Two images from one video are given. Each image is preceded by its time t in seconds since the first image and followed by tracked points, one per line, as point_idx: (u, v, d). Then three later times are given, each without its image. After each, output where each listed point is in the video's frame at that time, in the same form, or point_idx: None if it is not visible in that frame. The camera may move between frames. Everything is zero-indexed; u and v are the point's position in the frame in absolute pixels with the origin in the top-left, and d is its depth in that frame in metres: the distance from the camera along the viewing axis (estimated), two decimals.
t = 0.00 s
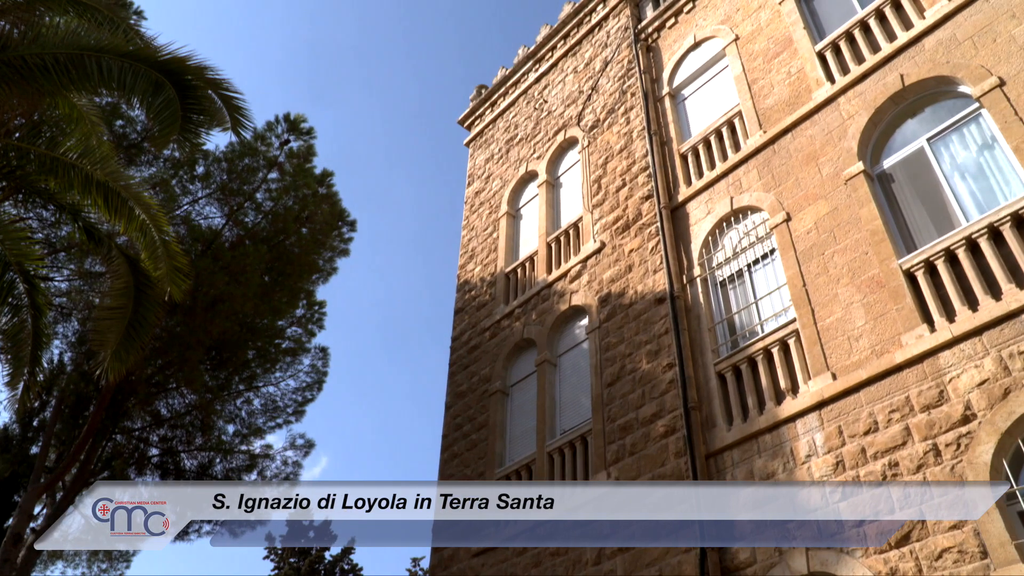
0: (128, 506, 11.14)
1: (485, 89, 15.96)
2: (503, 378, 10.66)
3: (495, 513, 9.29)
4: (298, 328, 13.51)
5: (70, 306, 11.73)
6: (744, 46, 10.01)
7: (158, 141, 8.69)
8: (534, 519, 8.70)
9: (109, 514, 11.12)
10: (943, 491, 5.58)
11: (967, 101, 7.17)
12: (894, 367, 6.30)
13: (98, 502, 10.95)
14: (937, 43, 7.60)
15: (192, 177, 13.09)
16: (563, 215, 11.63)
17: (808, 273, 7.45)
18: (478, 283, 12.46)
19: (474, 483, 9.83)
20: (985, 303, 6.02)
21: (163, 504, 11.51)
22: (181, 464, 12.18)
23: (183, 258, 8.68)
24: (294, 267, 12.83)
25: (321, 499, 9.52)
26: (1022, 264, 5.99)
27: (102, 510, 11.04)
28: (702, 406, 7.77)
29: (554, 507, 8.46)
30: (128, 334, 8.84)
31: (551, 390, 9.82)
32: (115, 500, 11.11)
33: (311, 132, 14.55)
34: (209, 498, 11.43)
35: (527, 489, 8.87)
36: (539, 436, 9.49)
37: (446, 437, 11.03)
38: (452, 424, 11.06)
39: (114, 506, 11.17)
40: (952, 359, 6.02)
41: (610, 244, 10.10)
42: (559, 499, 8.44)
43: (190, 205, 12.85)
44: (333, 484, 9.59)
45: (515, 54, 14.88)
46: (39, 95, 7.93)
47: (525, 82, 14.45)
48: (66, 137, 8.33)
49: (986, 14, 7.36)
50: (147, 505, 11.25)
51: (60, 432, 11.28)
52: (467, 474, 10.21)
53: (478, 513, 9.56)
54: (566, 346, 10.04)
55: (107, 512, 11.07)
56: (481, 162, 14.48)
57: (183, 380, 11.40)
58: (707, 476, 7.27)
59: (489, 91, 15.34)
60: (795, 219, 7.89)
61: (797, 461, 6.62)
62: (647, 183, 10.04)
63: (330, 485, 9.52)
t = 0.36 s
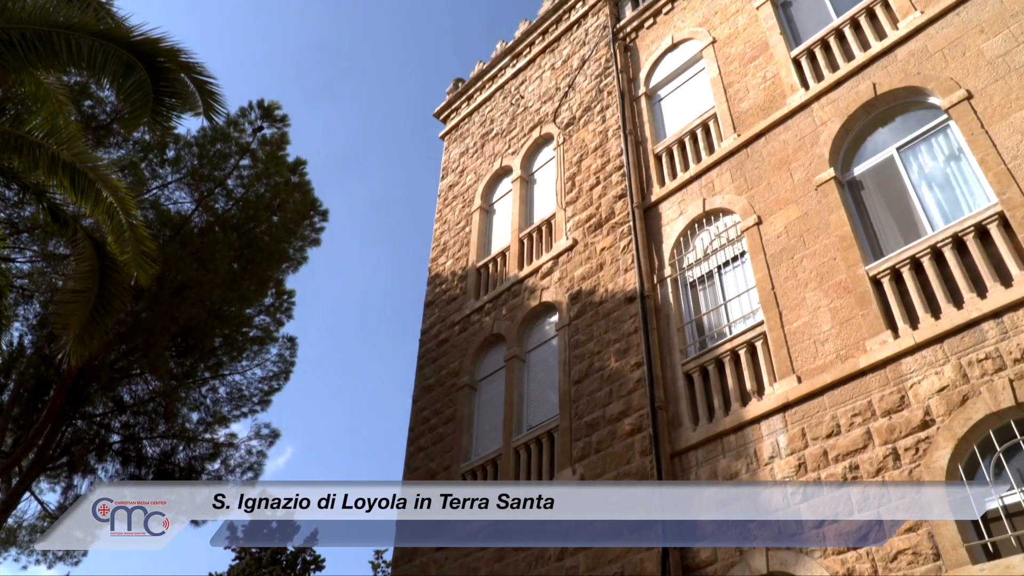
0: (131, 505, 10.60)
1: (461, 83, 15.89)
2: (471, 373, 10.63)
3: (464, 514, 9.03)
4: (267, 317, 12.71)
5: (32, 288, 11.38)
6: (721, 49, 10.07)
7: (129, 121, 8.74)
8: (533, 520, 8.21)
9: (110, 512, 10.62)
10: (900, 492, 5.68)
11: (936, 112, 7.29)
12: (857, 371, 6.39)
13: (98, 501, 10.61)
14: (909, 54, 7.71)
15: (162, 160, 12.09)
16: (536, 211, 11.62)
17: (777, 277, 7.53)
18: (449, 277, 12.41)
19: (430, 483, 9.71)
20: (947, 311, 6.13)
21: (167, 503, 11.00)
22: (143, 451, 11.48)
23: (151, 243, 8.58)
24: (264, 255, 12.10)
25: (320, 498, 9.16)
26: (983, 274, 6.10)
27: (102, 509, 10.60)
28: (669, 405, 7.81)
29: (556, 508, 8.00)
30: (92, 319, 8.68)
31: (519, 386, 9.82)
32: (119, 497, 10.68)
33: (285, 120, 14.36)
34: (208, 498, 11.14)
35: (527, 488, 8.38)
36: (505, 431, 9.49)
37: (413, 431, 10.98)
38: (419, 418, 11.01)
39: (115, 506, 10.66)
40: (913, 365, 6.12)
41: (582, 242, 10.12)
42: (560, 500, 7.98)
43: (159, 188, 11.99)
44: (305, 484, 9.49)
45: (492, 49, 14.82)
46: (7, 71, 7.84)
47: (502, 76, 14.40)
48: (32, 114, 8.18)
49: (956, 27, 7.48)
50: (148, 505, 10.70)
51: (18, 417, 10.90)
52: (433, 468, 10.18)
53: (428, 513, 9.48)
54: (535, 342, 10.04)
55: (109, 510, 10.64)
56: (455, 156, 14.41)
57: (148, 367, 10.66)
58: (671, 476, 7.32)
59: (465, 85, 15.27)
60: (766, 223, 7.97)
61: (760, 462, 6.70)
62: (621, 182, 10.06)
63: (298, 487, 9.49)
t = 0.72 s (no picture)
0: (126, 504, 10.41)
1: (441, 74, 15.80)
2: (443, 365, 10.61)
3: (451, 515, 8.67)
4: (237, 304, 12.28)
5: None
6: (701, 50, 10.12)
7: (104, 100, 9.10)
8: (532, 521, 7.90)
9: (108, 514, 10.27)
10: (862, 493, 5.79)
11: (909, 121, 7.41)
12: (825, 374, 6.48)
13: (98, 503, 10.32)
14: (884, 62, 7.81)
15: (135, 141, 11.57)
16: (512, 205, 11.62)
17: (749, 278, 7.61)
18: (423, 268, 12.36)
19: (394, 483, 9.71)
20: (913, 317, 6.24)
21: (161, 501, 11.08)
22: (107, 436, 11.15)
23: (120, 226, 8.40)
24: (237, 242, 11.69)
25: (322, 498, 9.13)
26: (950, 282, 6.21)
27: (104, 511, 10.24)
28: (639, 402, 7.86)
29: (556, 509, 7.73)
30: (58, 301, 8.51)
31: (490, 379, 9.81)
32: (121, 499, 10.43)
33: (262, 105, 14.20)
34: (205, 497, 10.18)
35: (527, 487, 8.10)
36: (475, 424, 9.48)
37: (382, 421, 10.93)
38: (389, 408, 10.95)
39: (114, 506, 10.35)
40: (879, 369, 6.22)
41: (557, 237, 10.13)
42: (561, 500, 7.70)
43: (130, 170, 11.40)
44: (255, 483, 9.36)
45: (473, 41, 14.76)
46: None
47: (482, 69, 14.35)
48: None
49: (931, 38, 7.59)
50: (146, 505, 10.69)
51: None
52: (401, 459, 10.15)
53: (403, 512, 9.35)
54: (507, 336, 10.04)
55: (109, 512, 10.28)
56: (433, 147, 14.34)
57: (115, 351, 10.40)
58: (639, 473, 7.37)
59: (445, 76, 15.19)
60: (739, 224, 8.04)
61: (727, 461, 6.77)
62: (598, 178, 10.08)
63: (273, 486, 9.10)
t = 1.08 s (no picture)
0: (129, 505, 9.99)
1: (421, 64, 15.69)
2: (415, 355, 10.57)
3: (450, 514, 8.27)
4: (209, 288, 11.79)
5: None
6: (682, 48, 10.15)
7: (73, 79, 9.03)
8: (533, 521, 7.60)
9: (108, 515, 9.85)
10: (827, 492, 5.86)
11: (883, 125, 7.50)
12: (794, 373, 6.55)
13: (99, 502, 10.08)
14: (862, 66, 7.89)
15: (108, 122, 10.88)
16: (490, 197, 11.58)
17: (723, 276, 7.66)
18: (398, 258, 12.29)
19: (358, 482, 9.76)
20: (882, 319, 6.32)
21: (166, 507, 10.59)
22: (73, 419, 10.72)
23: (91, 207, 8.27)
24: (211, 227, 11.22)
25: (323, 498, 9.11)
26: (919, 285, 6.30)
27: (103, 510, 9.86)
28: (610, 397, 7.90)
29: (556, 509, 7.42)
30: (24, 282, 8.31)
31: (463, 371, 9.79)
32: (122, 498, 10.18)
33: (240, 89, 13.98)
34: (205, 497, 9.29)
35: (527, 486, 7.79)
36: (446, 415, 9.46)
37: (353, 410, 10.85)
38: (360, 397, 10.89)
39: (114, 507, 9.96)
40: (848, 369, 6.29)
41: (533, 231, 10.12)
42: (562, 500, 7.39)
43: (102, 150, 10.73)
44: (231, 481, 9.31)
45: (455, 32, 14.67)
46: None
47: (463, 60, 14.26)
48: None
49: (907, 44, 7.67)
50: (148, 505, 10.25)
51: None
52: (371, 449, 10.10)
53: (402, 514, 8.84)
54: (481, 328, 10.02)
55: (109, 511, 9.91)
56: (411, 137, 14.24)
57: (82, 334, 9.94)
58: (609, 467, 7.40)
59: (425, 66, 15.08)
60: (715, 223, 8.08)
61: (696, 457, 6.82)
62: (576, 173, 10.07)
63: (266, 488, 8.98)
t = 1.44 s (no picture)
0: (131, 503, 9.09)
1: (402, 51, 15.57)
2: (389, 343, 10.52)
3: (450, 514, 7.96)
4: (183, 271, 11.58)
5: None
6: (664, 44, 10.18)
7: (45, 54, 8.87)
8: (529, 524, 7.35)
9: (107, 515, 8.97)
10: (794, 489, 5.94)
11: (860, 127, 7.59)
12: (766, 371, 6.62)
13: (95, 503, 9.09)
14: (840, 69, 7.96)
15: (82, 100, 10.65)
16: (468, 187, 11.55)
17: (698, 273, 7.71)
18: (375, 246, 12.22)
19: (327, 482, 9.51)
20: (853, 319, 6.41)
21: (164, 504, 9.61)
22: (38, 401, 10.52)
23: (63, 184, 8.14)
24: (186, 209, 10.90)
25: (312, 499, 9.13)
26: (890, 287, 6.39)
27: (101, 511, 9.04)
28: (583, 389, 7.93)
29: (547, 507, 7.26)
30: None
31: (437, 360, 9.77)
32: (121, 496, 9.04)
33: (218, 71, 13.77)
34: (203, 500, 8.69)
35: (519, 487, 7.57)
36: (419, 404, 9.43)
37: (325, 397, 10.78)
38: (333, 384, 10.82)
39: (114, 506, 9.04)
40: (818, 368, 6.37)
41: (511, 222, 10.11)
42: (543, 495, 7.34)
43: (75, 128, 10.51)
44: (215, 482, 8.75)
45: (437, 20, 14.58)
46: None
47: (445, 49, 14.18)
48: None
49: (886, 48, 7.75)
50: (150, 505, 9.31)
51: None
52: (343, 436, 10.06)
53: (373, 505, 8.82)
54: (456, 318, 10.00)
55: (109, 512, 8.98)
56: (391, 124, 14.15)
57: (51, 314, 9.73)
58: (580, 459, 7.44)
59: (406, 54, 14.97)
60: (692, 219, 8.13)
61: (666, 451, 6.88)
62: (555, 166, 10.07)
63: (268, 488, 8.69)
